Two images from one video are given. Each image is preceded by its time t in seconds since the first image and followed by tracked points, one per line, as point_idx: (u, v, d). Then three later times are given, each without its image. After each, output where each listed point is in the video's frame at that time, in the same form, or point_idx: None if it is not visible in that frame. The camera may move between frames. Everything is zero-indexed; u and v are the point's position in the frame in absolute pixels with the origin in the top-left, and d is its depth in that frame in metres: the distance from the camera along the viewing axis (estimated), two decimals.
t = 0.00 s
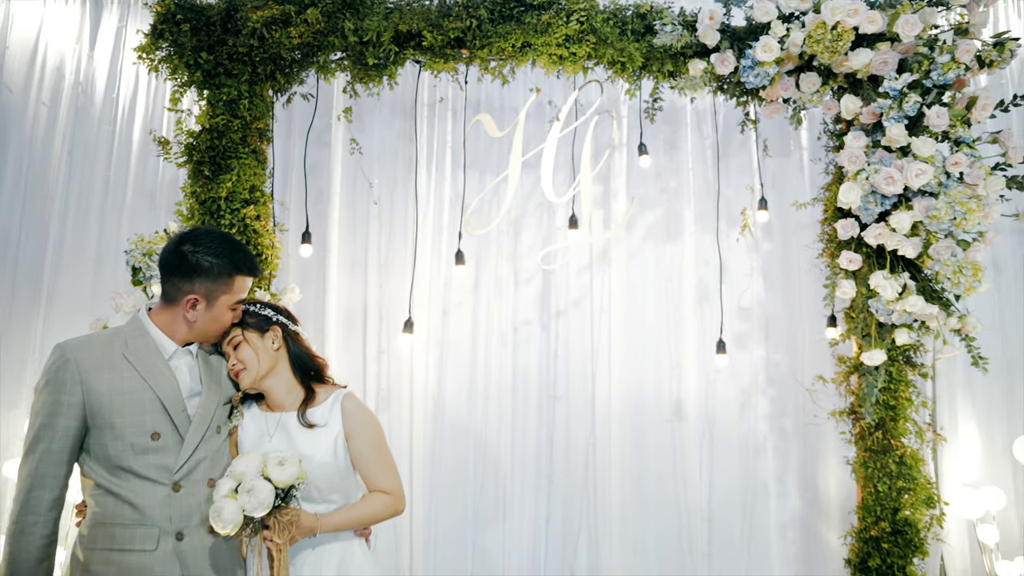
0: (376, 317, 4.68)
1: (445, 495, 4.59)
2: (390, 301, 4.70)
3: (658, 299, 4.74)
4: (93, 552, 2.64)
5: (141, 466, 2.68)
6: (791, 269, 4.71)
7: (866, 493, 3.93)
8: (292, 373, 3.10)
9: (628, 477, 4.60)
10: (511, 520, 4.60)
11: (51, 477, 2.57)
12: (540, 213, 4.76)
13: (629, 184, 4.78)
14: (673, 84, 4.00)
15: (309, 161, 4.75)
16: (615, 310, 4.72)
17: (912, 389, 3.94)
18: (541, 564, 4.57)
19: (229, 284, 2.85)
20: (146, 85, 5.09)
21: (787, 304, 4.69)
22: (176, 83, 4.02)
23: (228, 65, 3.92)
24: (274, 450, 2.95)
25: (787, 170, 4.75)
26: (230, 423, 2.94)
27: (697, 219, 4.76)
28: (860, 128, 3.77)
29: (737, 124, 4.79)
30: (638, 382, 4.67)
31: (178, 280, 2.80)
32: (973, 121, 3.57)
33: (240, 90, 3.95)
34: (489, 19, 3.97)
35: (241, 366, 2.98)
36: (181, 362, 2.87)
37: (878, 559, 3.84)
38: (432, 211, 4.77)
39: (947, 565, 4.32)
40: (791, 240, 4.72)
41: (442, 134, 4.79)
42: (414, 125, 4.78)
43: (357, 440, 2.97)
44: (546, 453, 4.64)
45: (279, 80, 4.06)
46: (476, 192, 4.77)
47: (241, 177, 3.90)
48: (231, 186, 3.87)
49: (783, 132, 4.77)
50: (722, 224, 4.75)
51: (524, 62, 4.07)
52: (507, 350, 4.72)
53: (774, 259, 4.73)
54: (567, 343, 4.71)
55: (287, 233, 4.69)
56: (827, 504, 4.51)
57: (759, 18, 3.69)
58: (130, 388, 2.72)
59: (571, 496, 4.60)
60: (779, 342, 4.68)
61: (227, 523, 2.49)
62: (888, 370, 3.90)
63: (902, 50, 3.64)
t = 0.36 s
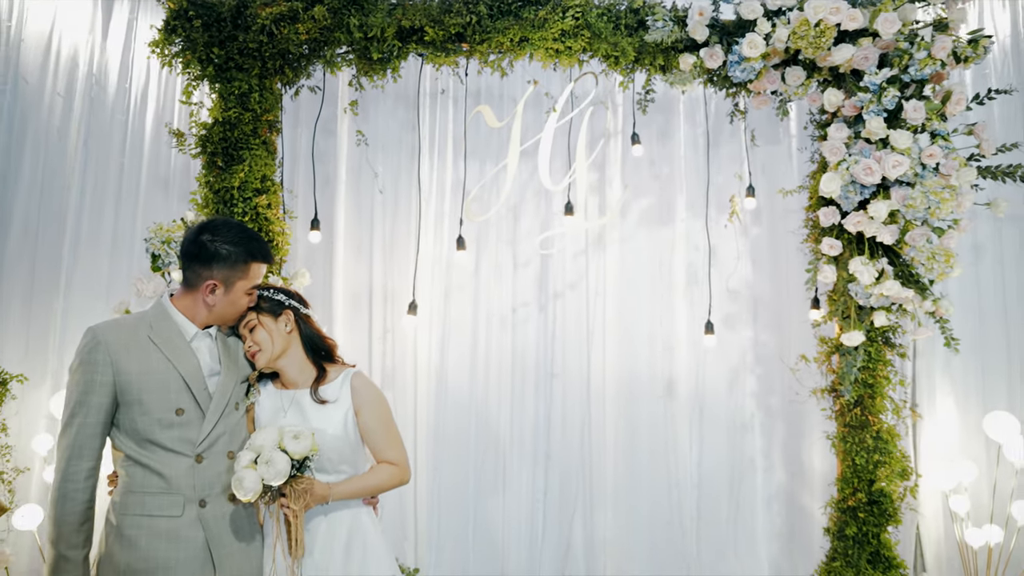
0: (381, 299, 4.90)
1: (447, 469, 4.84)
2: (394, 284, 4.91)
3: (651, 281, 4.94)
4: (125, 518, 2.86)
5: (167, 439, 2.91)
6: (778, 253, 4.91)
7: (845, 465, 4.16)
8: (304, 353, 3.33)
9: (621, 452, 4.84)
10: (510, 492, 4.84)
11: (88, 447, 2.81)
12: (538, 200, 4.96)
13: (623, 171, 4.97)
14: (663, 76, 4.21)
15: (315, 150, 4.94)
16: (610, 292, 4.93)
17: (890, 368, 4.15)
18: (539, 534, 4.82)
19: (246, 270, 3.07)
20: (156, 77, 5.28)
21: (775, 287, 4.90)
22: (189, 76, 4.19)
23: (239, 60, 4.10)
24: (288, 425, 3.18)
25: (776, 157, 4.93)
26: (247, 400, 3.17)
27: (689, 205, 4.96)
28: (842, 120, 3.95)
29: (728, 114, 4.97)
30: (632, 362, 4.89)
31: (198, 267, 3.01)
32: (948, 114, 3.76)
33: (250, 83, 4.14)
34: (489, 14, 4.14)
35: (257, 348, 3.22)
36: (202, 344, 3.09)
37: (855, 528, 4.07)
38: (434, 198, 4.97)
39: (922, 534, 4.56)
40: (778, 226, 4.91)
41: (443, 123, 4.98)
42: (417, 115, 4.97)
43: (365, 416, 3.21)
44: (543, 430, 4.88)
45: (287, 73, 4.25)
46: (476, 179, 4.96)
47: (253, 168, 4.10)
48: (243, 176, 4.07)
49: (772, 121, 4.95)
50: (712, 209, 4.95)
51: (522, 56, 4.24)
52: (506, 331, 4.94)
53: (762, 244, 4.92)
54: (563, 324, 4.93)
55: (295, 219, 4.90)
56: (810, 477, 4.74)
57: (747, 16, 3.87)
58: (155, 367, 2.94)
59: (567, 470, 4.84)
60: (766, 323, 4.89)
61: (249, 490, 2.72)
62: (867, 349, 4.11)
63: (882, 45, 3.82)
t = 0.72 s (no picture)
0: (384, 283, 5.12)
1: (449, 444, 5.07)
2: (397, 268, 5.14)
3: (643, 266, 5.15)
4: (151, 487, 3.11)
5: (189, 415, 3.15)
6: (765, 238, 5.12)
7: (824, 440, 4.39)
8: (314, 334, 3.55)
9: (614, 429, 5.07)
10: (509, 466, 5.09)
11: (116, 422, 3.06)
12: (535, 187, 5.16)
13: (617, 159, 5.17)
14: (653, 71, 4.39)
15: (321, 139, 5.13)
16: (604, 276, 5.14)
17: (868, 349, 4.37)
18: (536, 505, 5.07)
19: (258, 259, 3.29)
20: (166, 70, 5.45)
21: (762, 270, 5.11)
22: (200, 71, 4.39)
23: (247, 55, 4.29)
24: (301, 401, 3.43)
25: (764, 146, 5.12)
26: (261, 378, 3.40)
27: (680, 192, 5.17)
28: (824, 114, 4.14)
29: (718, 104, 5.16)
30: (624, 343, 5.12)
31: (214, 256, 3.23)
32: (923, 109, 3.95)
33: (259, 79, 4.33)
34: (486, 11, 4.32)
35: (270, 331, 3.43)
36: (219, 327, 3.32)
37: (832, 499, 4.33)
38: (435, 186, 5.17)
39: (899, 506, 4.81)
40: (765, 212, 5.12)
41: (444, 114, 5.17)
42: (418, 106, 5.17)
43: (371, 393, 3.44)
44: (540, 407, 5.12)
45: (294, 69, 4.43)
46: (475, 168, 5.16)
47: (263, 160, 4.31)
48: (254, 168, 4.29)
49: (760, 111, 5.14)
50: (702, 196, 5.15)
51: (518, 50, 4.43)
52: (504, 313, 5.16)
53: (750, 229, 5.13)
54: (559, 307, 5.15)
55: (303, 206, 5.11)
56: (793, 452, 4.99)
57: (733, 14, 4.07)
58: (177, 349, 3.17)
59: (562, 445, 5.09)
60: (753, 305, 5.11)
61: (263, 459, 2.95)
62: (846, 332, 4.32)
63: (861, 42, 4.01)
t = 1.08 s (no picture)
0: (390, 269, 5.35)
1: (452, 422, 5.32)
2: (402, 254, 5.36)
3: (639, 252, 5.37)
4: (176, 458, 3.37)
5: (211, 392, 3.39)
6: (756, 226, 5.33)
7: (807, 418, 4.64)
8: (328, 317, 3.75)
9: (610, 408, 5.32)
10: (510, 443, 5.34)
11: (144, 399, 3.30)
12: (534, 176, 5.37)
13: (613, 149, 5.37)
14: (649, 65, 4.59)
15: (328, 130, 5.33)
16: (600, 262, 5.36)
17: (851, 331, 4.59)
18: (535, 480, 5.32)
19: (275, 247, 3.52)
20: (179, 64, 5.63)
21: (752, 256, 5.33)
22: (214, 67, 4.60)
23: (259, 51, 4.50)
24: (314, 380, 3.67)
25: (754, 137, 5.33)
26: (277, 358, 3.64)
27: (674, 181, 5.37)
28: (809, 108, 4.35)
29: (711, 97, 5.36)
30: (620, 326, 5.35)
31: (234, 245, 3.46)
32: (903, 103, 4.17)
33: (271, 74, 4.53)
34: (487, 9, 4.52)
35: (286, 314, 3.65)
36: (238, 310, 3.56)
37: (815, 473, 4.56)
38: (439, 176, 5.38)
39: (881, 480, 5.05)
40: (756, 200, 5.33)
41: (446, 107, 5.39)
42: (422, 99, 5.38)
43: (382, 369, 3.67)
44: (540, 388, 5.36)
45: (304, 64, 4.63)
46: (478, 159, 5.37)
47: (275, 152, 4.52)
48: (267, 159, 4.51)
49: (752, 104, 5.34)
50: (695, 185, 5.36)
51: (518, 46, 4.62)
52: (505, 298, 5.38)
53: (741, 217, 5.34)
54: (558, 292, 5.37)
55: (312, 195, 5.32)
56: (780, 429, 5.23)
57: (724, 11, 4.28)
58: (199, 331, 3.41)
59: (561, 423, 5.33)
60: (744, 290, 5.33)
61: (281, 430, 3.20)
62: (830, 315, 4.54)
63: (845, 39, 4.21)
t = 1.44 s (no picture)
0: (398, 259, 5.57)
1: (456, 405, 5.56)
2: (409, 245, 5.58)
3: (637, 243, 5.58)
4: (201, 437, 3.61)
5: (233, 376, 3.63)
6: (748, 218, 5.55)
7: (795, 401, 4.87)
8: (342, 306, 3.96)
9: (609, 393, 5.56)
10: (512, 426, 5.58)
11: (171, 382, 3.53)
12: (536, 171, 5.58)
13: (612, 145, 5.58)
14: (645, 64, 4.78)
15: (337, 127, 5.54)
16: (599, 253, 5.58)
17: (838, 319, 4.81)
18: (537, 462, 5.56)
19: (293, 240, 3.74)
20: (193, 62, 5.85)
21: (745, 248, 5.55)
22: (228, 66, 4.80)
23: (272, 52, 4.71)
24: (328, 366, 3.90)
25: (747, 134, 5.54)
26: (293, 345, 3.87)
27: (670, 175, 5.58)
28: (798, 106, 4.55)
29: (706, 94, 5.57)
30: (617, 315, 5.57)
31: (255, 238, 3.69)
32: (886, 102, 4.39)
33: (283, 73, 4.74)
34: (490, 11, 4.72)
35: (304, 302, 3.88)
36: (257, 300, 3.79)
37: (802, 454, 4.80)
38: (444, 170, 5.61)
39: (868, 462, 5.29)
40: (749, 194, 5.55)
41: (451, 104, 5.60)
42: (427, 96, 5.58)
43: (393, 354, 3.90)
44: (541, 374, 5.59)
45: (315, 63, 4.83)
46: (481, 154, 5.59)
47: (288, 148, 4.74)
48: (280, 155, 4.72)
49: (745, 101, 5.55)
50: (690, 179, 5.57)
51: (519, 46, 4.82)
52: (507, 287, 5.60)
53: (734, 210, 5.56)
54: (558, 282, 5.59)
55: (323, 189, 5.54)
56: (771, 413, 5.47)
57: (716, 14, 4.49)
58: (222, 319, 3.64)
59: (561, 407, 5.57)
60: (736, 280, 5.56)
61: (301, 410, 3.44)
62: (817, 304, 4.75)
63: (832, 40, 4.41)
